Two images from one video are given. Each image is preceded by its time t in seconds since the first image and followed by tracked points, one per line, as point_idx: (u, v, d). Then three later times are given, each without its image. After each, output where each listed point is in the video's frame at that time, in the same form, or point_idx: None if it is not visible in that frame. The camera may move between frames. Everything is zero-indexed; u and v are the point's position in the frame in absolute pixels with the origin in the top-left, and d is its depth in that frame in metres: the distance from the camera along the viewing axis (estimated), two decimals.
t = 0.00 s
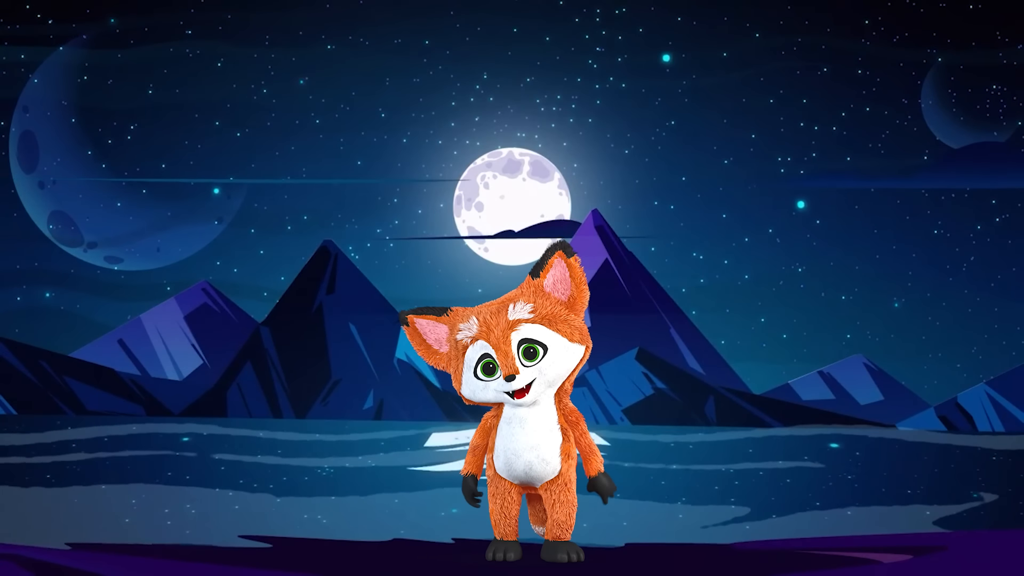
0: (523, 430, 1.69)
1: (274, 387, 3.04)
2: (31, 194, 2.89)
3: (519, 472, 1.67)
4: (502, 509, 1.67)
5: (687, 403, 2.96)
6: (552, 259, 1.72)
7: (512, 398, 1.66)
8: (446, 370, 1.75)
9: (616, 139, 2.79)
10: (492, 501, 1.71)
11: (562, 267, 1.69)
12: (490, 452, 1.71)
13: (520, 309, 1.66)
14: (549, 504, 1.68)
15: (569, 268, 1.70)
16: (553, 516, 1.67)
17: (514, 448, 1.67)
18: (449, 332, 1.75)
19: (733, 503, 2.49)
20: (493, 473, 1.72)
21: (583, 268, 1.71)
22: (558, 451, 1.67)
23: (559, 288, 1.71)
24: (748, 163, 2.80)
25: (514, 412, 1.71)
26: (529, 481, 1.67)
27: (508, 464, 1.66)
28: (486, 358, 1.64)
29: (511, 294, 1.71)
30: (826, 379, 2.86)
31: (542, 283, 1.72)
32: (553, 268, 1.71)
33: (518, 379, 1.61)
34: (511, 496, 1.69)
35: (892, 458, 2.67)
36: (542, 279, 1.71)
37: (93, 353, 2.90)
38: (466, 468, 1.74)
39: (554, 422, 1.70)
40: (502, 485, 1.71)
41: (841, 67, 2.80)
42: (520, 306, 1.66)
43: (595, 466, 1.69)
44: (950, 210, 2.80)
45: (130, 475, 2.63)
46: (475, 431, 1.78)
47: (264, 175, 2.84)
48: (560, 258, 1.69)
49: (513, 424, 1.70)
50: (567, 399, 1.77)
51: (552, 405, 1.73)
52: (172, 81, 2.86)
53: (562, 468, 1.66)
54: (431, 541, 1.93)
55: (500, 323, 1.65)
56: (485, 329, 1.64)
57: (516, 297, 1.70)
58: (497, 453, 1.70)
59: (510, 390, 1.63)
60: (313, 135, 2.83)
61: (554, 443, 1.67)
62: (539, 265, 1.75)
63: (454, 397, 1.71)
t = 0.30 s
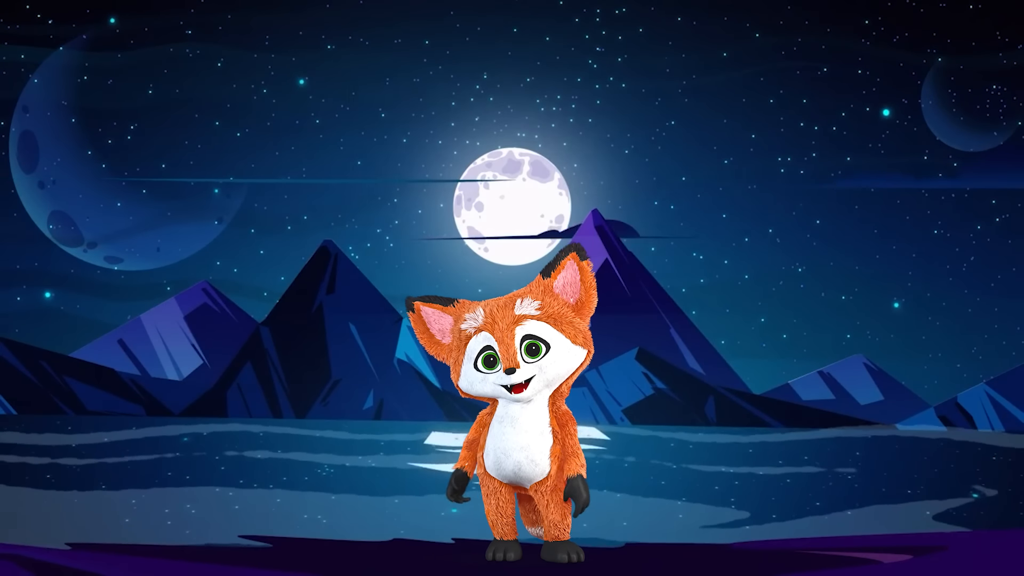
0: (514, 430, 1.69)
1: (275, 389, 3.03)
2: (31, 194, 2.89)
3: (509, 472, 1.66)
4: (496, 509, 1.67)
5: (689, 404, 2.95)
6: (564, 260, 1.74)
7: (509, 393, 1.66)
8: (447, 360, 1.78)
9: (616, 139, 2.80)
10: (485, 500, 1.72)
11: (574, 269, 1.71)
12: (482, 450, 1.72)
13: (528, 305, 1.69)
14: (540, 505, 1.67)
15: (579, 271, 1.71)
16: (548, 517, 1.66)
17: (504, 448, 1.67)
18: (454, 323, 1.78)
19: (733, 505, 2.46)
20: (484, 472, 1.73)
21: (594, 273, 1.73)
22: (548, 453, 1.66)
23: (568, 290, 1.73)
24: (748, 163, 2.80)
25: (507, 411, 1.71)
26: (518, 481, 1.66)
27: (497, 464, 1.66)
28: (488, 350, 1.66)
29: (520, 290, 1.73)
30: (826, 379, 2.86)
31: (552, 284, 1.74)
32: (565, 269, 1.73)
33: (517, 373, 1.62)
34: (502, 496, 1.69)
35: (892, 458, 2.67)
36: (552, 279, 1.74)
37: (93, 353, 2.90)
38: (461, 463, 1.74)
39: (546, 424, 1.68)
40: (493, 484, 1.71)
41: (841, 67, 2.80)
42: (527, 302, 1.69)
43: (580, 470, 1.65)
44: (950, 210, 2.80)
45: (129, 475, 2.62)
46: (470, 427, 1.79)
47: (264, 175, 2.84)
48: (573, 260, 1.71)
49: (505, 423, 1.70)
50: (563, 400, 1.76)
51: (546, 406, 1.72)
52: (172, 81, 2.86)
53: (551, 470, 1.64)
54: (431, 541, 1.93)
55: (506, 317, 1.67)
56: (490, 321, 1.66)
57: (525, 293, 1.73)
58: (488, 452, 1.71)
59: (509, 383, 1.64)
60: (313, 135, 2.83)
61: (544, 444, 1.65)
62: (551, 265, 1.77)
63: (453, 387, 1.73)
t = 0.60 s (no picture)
0: (511, 431, 1.70)
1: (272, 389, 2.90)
2: (30, 194, 2.88)
3: (505, 473, 1.67)
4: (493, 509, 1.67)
5: (691, 404, 2.83)
6: (569, 262, 1.77)
7: (508, 394, 1.68)
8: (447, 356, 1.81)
9: (616, 139, 2.80)
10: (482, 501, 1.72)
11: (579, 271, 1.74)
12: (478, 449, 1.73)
13: (531, 308, 1.71)
14: (536, 506, 1.67)
15: (584, 273, 1.75)
16: (545, 517, 1.67)
17: (501, 449, 1.68)
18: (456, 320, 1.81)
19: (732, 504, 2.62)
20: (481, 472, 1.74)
21: (598, 277, 1.76)
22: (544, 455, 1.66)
23: (571, 292, 1.75)
24: (748, 163, 2.80)
25: (504, 412, 1.73)
26: (514, 482, 1.67)
27: (494, 464, 1.66)
28: (488, 350, 1.69)
29: (524, 291, 1.76)
30: (827, 379, 2.82)
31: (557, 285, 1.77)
32: (570, 271, 1.77)
33: (517, 376, 1.65)
34: (499, 497, 1.70)
35: (891, 459, 2.67)
36: (557, 281, 1.76)
37: (93, 353, 2.87)
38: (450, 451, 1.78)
39: (543, 426, 1.69)
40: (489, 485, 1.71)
41: (840, 67, 2.80)
42: (531, 305, 1.71)
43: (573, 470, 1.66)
44: (950, 210, 2.80)
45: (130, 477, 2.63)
46: (466, 422, 1.82)
47: (264, 175, 2.84)
48: (580, 263, 1.74)
49: (502, 424, 1.71)
50: (560, 403, 1.77)
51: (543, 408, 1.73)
52: (173, 81, 2.87)
53: (547, 472, 1.65)
54: (431, 541, 1.93)
55: (509, 318, 1.69)
56: (493, 322, 1.68)
57: (529, 294, 1.75)
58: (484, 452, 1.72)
59: (508, 385, 1.66)
60: (313, 135, 2.84)
61: (541, 446, 1.66)
62: (556, 267, 1.79)
63: (453, 383, 1.76)
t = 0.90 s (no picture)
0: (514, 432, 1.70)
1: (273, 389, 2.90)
2: (30, 194, 2.88)
3: (508, 473, 1.67)
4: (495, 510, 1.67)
5: (691, 404, 2.83)
6: (587, 271, 1.75)
7: (509, 395, 1.68)
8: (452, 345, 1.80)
9: (616, 139, 2.79)
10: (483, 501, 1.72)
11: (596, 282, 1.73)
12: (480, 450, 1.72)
13: (543, 317, 1.69)
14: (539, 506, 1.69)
15: (600, 285, 1.74)
16: (547, 517, 1.67)
17: (504, 449, 1.68)
18: (466, 312, 1.79)
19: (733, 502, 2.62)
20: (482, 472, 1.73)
21: (614, 291, 1.75)
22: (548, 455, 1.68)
23: (585, 301, 1.75)
24: (748, 163, 2.80)
25: (506, 412, 1.73)
26: (518, 483, 1.68)
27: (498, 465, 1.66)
28: (494, 350, 1.68)
29: (539, 294, 1.74)
30: (827, 379, 2.82)
31: (571, 292, 1.75)
32: (587, 279, 1.75)
33: (519, 380, 1.64)
34: (501, 497, 1.70)
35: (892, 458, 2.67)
36: (572, 289, 1.74)
37: (93, 353, 2.87)
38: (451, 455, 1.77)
39: (546, 427, 1.71)
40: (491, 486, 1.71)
41: (840, 67, 2.80)
42: (543, 313, 1.69)
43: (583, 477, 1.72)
44: (950, 210, 2.80)
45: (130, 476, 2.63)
46: (465, 424, 1.81)
47: (264, 175, 2.84)
48: (598, 273, 1.73)
49: (504, 425, 1.71)
50: (561, 406, 1.79)
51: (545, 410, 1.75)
52: (173, 81, 2.87)
53: (550, 472, 1.67)
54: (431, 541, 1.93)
55: (519, 323, 1.67)
56: (503, 324, 1.67)
57: (542, 300, 1.72)
58: (486, 452, 1.72)
59: (509, 388, 1.66)
60: (313, 135, 2.83)
61: (545, 447, 1.68)
62: (573, 273, 1.77)
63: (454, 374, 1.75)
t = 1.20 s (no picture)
0: (522, 432, 1.70)
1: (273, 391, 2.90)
2: (30, 193, 2.88)
3: (518, 473, 1.67)
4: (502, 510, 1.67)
5: (691, 404, 2.81)
6: (600, 273, 1.74)
7: (514, 391, 1.68)
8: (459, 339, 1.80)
9: (616, 139, 2.79)
10: (489, 502, 1.72)
11: (608, 286, 1.72)
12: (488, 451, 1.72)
13: (552, 315, 1.69)
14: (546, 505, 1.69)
15: (612, 289, 1.73)
16: (552, 516, 1.68)
17: (514, 450, 1.67)
18: (475, 307, 1.79)
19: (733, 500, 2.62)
20: (489, 474, 1.73)
21: (625, 295, 1.74)
22: (556, 454, 1.69)
23: (596, 304, 1.74)
24: (747, 163, 2.80)
25: (514, 412, 1.72)
26: (527, 482, 1.68)
27: (507, 466, 1.66)
28: (501, 345, 1.68)
29: (549, 293, 1.74)
30: (827, 379, 2.82)
31: (582, 293, 1.74)
32: (598, 282, 1.74)
33: (525, 376, 1.64)
34: (509, 498, 1.70)
35: (892, 459, 2.67)
36: (583, 290, 1.73)
37: (94, 352, 2.87)
38: (461, 459, 1.79)
39: (554, 426, 1.71)
40: (498, 486, 1.71)
41: (840, 67, 2.80)
42: (553, 311, 1.69)
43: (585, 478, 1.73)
44: (950, 210, 2.80)
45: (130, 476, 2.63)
46: (472, 429, 1.80)
47: (265, 175, 2.84)
48: (610, 277, 1.72)
49: (513, 425, 1.71)
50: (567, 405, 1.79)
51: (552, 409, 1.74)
52: (172, 81, 2.87)
53: (560, 471, 1.68)
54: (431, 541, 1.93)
55: (528, 319, 1.67)
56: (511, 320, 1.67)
57: (553, 298, 1.72)
58: (494, 453, 1.71)
59: (515, 383, 1.66)
60: (313, 135, 2.83)
61: (554, 446, 1.68)
62: (585, 274, 1.77)
63: (460, 368, 1.75)
